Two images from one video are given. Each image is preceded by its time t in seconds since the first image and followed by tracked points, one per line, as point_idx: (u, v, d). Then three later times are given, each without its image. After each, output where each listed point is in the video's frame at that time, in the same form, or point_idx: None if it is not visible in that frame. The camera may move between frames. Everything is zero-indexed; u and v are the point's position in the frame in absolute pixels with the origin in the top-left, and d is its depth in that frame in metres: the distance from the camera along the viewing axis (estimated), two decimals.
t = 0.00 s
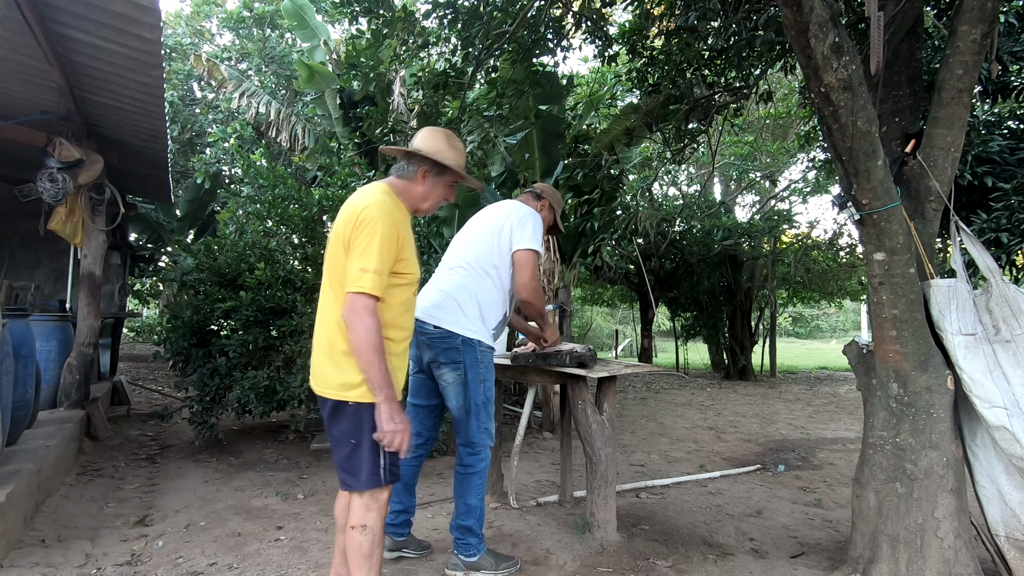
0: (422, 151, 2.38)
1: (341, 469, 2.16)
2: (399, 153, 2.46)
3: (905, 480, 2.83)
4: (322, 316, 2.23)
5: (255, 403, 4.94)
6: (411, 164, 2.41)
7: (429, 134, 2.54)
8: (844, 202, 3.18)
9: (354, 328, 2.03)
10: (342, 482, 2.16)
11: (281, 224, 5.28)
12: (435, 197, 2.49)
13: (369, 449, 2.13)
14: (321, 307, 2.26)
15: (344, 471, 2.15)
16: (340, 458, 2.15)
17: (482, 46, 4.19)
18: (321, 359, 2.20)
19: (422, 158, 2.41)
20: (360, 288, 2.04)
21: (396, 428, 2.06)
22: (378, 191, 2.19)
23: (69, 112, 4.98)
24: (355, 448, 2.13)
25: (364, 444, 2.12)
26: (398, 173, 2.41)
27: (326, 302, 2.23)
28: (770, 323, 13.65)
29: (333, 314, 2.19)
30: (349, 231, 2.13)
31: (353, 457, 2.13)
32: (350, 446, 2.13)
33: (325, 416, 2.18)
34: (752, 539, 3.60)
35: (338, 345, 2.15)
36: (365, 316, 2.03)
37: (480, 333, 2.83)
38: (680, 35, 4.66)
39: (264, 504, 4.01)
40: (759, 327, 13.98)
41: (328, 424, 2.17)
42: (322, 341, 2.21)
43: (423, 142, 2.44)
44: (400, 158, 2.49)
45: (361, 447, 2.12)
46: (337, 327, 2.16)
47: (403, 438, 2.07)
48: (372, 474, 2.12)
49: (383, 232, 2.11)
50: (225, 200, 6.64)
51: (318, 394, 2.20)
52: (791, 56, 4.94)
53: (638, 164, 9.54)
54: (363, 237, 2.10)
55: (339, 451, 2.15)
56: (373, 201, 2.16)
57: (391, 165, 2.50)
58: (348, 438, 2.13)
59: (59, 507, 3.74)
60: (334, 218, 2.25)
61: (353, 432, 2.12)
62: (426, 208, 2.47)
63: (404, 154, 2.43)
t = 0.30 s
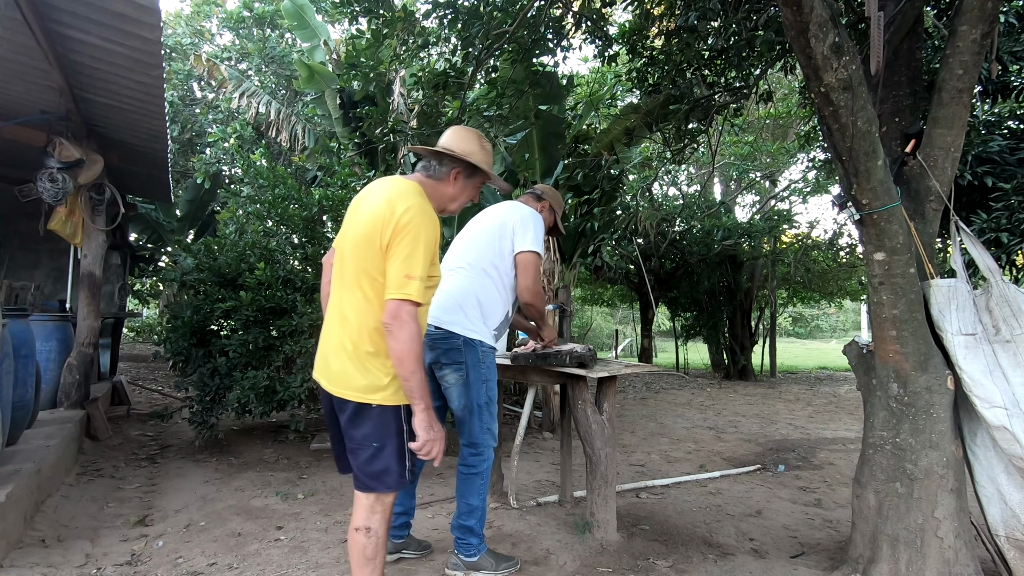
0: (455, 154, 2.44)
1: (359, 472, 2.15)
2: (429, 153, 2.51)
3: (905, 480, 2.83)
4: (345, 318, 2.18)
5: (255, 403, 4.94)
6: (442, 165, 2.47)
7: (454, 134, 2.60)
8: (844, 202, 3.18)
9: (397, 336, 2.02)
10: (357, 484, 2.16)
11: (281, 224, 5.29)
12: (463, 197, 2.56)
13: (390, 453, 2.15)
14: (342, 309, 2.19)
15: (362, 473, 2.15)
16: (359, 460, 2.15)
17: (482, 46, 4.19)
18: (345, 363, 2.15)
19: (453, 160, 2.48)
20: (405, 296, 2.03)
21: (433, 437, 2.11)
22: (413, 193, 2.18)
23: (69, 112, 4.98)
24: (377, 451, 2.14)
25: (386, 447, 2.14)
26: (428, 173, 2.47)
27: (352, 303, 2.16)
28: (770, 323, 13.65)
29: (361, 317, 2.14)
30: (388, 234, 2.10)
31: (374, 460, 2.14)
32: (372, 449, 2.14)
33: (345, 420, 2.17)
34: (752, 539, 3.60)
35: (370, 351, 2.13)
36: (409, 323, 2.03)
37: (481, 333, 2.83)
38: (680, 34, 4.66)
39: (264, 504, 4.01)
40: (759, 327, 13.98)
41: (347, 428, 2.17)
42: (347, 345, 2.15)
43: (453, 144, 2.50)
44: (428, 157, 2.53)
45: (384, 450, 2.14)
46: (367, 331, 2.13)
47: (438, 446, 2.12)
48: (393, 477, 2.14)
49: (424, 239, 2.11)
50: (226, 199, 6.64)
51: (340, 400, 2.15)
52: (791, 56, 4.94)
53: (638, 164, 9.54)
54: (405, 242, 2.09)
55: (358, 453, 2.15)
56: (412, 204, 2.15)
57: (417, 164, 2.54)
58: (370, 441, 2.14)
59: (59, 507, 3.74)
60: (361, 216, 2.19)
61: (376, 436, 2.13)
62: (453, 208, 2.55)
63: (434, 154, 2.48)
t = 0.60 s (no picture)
0: (458, 152, 2.47)
1: (382, 471, 2.16)
2: (429, 154, 2.53)
3: (905, 480, 2.83)
4: (363, 319, 2.21)
5: (255, 403, 4.94)
6: (445, 165, 2.50)
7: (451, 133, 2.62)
8: (844, 202, 3.18)
9: (416, 328, 2.05)
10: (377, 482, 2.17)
11: (281, 224, 5.30)
12: (466, 193, 2.60)
13: (414, 451, 2.17)
14: (360, 311, 2.23)
15: (385, 471, 2.16)
16: (382, 458, 2.16)
17: (482, 46, 4.18)
18: (367, 364, 2.17)
19: (455, 158, 2.51)
20: (421, 287, 2.07)
21: (458, 423, 2.10)
22: (421, 191, 2.22)
23: (69, 112, 4.98)
24: (401, 449, 2.15)
25: (411, 444, 2.16)
26: (432, 174, 2.50)
27: (371, 304, 2.20)
28: (770, 323, 13.65)
29: (379, 316, 2.18)
30: (400, 231, 2.15)
31: (399, 458, 2.15)
32: (397, 447, 2.16)
33: (369, 421, 2.18)
34: (752, 539, 3.60)
35: (390, 348, 2.16)
36: (428, 315, 2.06)
37: (472, 330, 2.82)
38: (680, 34, 4.65)
39: (264, 504, 4.01)
40: (759, 327, 13.98)
41: (370, 428, 2.18)
42: (367, 345, 2.19)
43: (452, 143, 2.52)
44: (428, 157, 2.56)
45: (410, 446, 2.16)
46: (387, 329, 2.17)
47: (465, 433, 2.12)
48: (417, 474, 2.16)
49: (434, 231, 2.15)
50: (226, 199, 6.64)
51: (363, 401, 2.17)
52: (791, 56, 4.94)
53: (638, 164, 9.53)
54: (418, 238, 2.13)
55: (382, 452, 2.16)
56: (421, 201, 2.19)
57: (419, 165, 2.56)
58: (396, 438, 2.15)
59: (59, 507, 3.74)
60: (372, 219, 2.23)
61: (400, 434, 2.15)
62: (458, 204, 2.59)
63: (436, 154, 2.51)
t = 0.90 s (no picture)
0: (453, 154, 2.48)
1: (408, 466, 2.16)
2: (425, 159, 2.54)
3: (905, 480, 2.83)
4: (371, 314, 2.25)
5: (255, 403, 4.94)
6: (442, 168, 2.51)
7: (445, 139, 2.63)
8: (844, 202, 3.18)
9: (421, 317, 2.08)
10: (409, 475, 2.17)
11: (281, 224, 5.31)
12: (464, 194, 2.61)
13: (436, 445, 2.19)
14: (368, 306, 2.26)
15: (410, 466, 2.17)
16: (406, 455, 2.17)
17: (482, 46, 4.18)
18: (375, 357, 2.20)
19: (451, 160, 2.53)
20: (425, 280, 2.10)
21: (462, 410, 2.14)
22: (425, 190, 2.27)
23: (69, 112, 4.97)
24: (424, 444, 2.16)
25: (433, 440, 2.17)
26: (430, 178, 2.51)
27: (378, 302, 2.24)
28: (770, 323, 13.65)
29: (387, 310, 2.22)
30: (406, 229, 2.19)
31: (423, 453, 2.16)
32: (418, 443, 2.16)
33: (386, 421, 2.17)
34: (752, 539, 3.60)
35: (397, 342, 2.18)
36: (433, 304, 2.10)
37: (462, 329, 2.81)
38: (680, 34, 4.65)
39: (264, 504, 4.01)
40: (759, 327, 13.98)
41: (390, 426, 2.17)
42: (375, 340, 2.22)
43: (448, 146, 2.53)
44: (424, 162, 2.57)
45: (431, 442, 2.17)
46: (394, 322, 2.20)
47: (468, 420, 2.16)
48: (443, 465, 2.18)
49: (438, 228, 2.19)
50: (226, 199, 6.65)
51: (373, 395, 2.18)
52: (791, 56, 4.94)
53: (638, 164, 9.53)
54: (424, 231, 2.18)
55: (404, 448, 2.17)
56: (426, 198, 2.25)
57: (416, 171, 2.58)
58: (415, 435, 2.16)
59: (59, 507, 3.74)
60: (379, 218, 2.29)
61: (420, 429, 2.16)
62: (457, 206, 2.61)
63: (432, 159, 2.52)
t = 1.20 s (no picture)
0: (469, 162, 2.51)
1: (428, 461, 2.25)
2: (442, 165, 2.58)
3: (905, 480, 2.83)
4: (390, 313, 2.25)
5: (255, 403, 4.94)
6: (458, 175, 2.55)
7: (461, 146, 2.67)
8: (844, 202, 3.17)
9: (445, 320, 2.13)
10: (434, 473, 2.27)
11: (281, 224, 5.31)
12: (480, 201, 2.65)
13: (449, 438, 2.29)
14: (386, 305, 2.26)
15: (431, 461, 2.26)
16: (425, 450, 2.25)
17: (482, 46, 4.17)
18: (395, 356, 2.21)
19: (468, 168, 2.56)
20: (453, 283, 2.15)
21: (478, 411, 2.22)
22: (447, 195, 2.32)
23: (68, 112, 4.97)
24: (439, 439, 2.26)
25: (447, 434, 2.27)
26: (446, 185, 2.55)
27: (399, 302, 2.24)
28: (770, 323, 13.64)
29: (407, 309, 2.23)
30: (432, 232, 2.23)
31: (440, 448, 2.27)
32: (434, 436, 2.25)
33: (405, 417, 2.22)
34: (752, 539, 3.60)
35: (417, 342, 2.21)
36: (457, 308, 2.15)
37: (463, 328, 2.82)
38: (680, 34, 4.66)
39: (264, 504, 4.01)
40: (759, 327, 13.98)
41: (408, 423, 2.22)
42: (395, 338, 2.22)
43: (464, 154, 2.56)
44: (443, 168, 2.61)
45: (446, 436, 2.27)
46: (414, 322, 2.22)
47: (480, 422, 2.22)
48: (456, 456, 2.30)
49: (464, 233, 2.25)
50: (226, 199, 6.65)
51: (394, 393, 2.21)
52: (791, 56, 4.93)
53: (638, 164, 9.53)
54: (450, 237, 2.22)
55: (423, 443, 2.24)
56: (451, 204, 2.30)
57: (435, 177, 2.63)
58: (431, 429, 2.24)
59: (59, 507, 3.74)
60: (400, 218, 2.30)
61: (437, 424, 2.25)
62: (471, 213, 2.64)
63: (449, 166, 2.55)
